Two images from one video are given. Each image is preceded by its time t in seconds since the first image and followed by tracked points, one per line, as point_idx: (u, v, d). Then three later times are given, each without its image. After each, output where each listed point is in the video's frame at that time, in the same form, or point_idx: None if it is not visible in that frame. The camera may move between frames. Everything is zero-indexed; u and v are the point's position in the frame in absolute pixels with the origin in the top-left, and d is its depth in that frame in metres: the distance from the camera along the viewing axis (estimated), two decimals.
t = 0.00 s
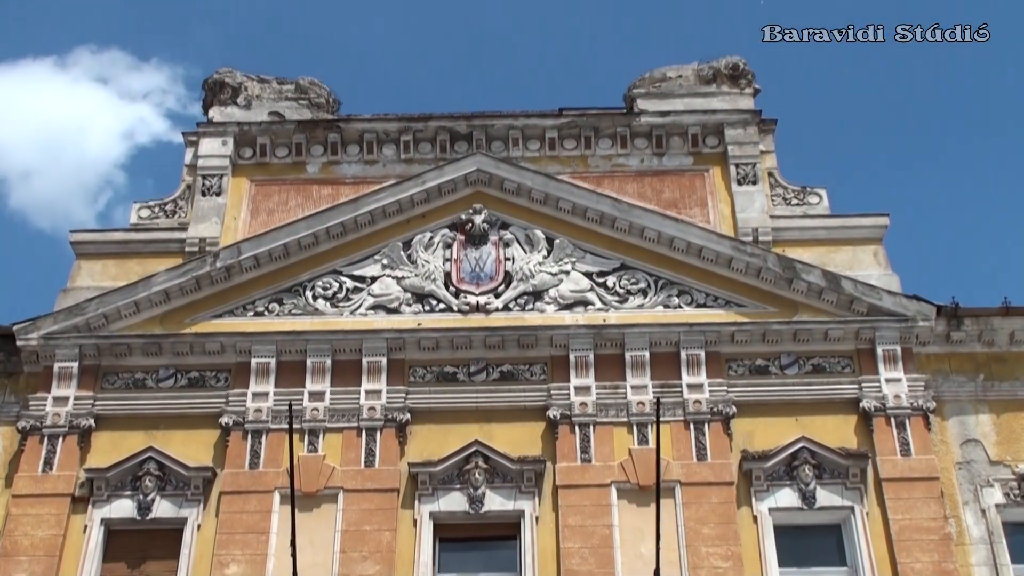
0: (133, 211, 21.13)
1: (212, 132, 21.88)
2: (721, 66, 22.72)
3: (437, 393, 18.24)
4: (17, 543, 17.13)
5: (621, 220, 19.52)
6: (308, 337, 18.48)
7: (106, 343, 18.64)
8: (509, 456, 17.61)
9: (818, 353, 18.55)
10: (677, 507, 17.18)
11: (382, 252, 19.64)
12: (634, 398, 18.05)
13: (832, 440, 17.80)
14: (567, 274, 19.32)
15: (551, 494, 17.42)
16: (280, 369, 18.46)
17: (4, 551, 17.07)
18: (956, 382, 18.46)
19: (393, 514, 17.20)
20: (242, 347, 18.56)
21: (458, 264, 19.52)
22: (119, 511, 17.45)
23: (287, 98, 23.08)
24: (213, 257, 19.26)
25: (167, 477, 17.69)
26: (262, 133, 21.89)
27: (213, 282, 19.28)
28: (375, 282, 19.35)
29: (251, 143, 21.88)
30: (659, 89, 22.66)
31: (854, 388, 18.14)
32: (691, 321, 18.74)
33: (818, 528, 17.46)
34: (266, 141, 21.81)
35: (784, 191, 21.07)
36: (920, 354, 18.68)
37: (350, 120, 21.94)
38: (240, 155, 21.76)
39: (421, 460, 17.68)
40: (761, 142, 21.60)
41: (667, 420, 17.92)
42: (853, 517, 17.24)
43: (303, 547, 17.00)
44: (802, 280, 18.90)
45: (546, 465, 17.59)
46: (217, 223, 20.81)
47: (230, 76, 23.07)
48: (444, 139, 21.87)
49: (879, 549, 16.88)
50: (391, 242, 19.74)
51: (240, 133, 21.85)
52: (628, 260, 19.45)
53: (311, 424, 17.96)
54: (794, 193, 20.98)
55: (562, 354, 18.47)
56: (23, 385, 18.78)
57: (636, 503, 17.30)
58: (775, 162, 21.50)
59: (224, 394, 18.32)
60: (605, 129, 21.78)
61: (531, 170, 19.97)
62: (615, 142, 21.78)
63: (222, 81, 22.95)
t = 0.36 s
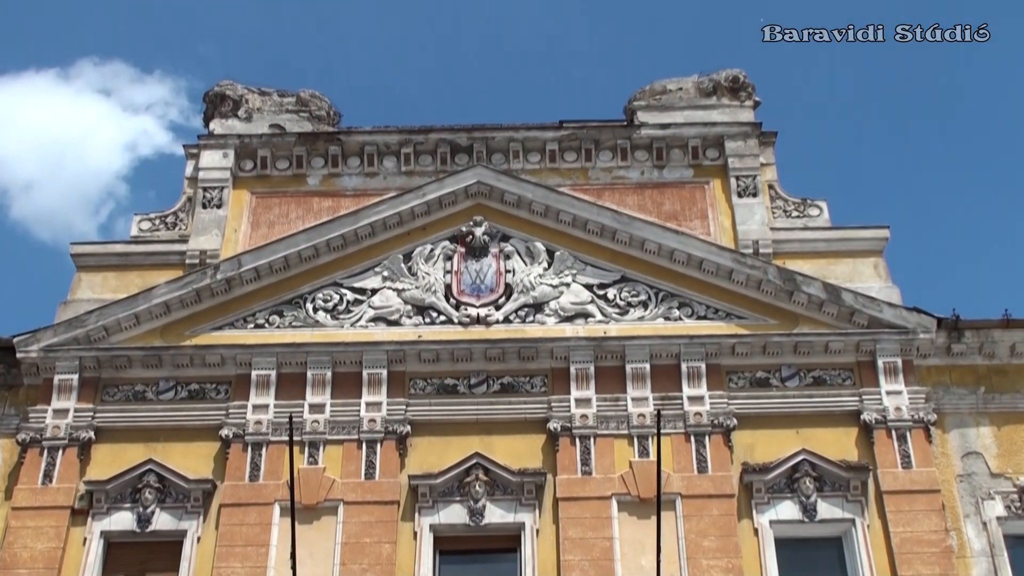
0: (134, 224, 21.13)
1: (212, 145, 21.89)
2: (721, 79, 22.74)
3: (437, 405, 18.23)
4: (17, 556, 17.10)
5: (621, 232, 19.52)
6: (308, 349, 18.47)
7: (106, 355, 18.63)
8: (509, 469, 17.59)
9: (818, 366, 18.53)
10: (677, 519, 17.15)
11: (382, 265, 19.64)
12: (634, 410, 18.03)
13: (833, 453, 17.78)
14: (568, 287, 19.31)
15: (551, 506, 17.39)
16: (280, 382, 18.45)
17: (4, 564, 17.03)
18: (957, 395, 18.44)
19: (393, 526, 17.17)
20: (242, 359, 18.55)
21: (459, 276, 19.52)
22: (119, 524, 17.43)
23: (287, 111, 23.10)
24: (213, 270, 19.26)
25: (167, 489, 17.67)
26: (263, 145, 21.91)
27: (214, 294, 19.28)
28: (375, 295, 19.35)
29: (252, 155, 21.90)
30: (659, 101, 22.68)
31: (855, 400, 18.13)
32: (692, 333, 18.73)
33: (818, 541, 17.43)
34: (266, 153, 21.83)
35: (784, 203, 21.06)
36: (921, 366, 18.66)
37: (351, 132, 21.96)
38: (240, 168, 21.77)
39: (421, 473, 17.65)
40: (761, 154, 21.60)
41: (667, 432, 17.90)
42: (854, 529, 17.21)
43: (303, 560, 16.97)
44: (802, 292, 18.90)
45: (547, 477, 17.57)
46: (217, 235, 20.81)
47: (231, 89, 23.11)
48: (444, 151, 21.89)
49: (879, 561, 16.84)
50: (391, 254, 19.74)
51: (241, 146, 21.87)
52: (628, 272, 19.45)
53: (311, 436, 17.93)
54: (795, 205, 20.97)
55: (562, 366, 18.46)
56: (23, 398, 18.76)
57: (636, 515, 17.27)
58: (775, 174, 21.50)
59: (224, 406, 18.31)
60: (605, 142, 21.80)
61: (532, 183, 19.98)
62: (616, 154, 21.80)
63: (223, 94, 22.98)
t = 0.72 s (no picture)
0: (136, 227, 21.13)
1: (214, 148, 21.88)
2: (722, 83, 22.74)
3: (439, 409, 18.21)
4: (18, 560, 17.08)
5: (623, 236, 19.52)
6: (310, 352, 18.47)
7: (108, 359, 18.62)
8: (511, 472, 17.57)
9: (821, 369, 18.52)
10: (679, 523, 17.13)
11: (384, 269, 19.64)
12: (636, 414, 18.02)
13: (835, 457, 17.76)
14: (570, 290, 19.31)
15: (553, 510, 17.38)
16: (282, 385, 18.44)
17: (5, 568, 17.02)
18: (960, 399, 18.42)
19: (395, 530, 17.15)
20: (244, 363, 18.54)
21: (461, 279, 19.51)
22: (121, 528, 17.42)
23: (289, 115, 23.10)
24: (215, 274, 19.26)
25: (169, 493, 17.66)
26: (265, 149, 21.90)
27: (216, 298, 19.27)
28: (377, 298, 19.34)
29: (254, 159, 21.90)
30: (661, 105, 22.70)
31: (857, 404, 18.11)
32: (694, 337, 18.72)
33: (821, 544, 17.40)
34: (268, 157, 21.82)
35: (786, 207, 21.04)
36: (923, 369, 18.64)
37: (353, 136, 21.96)
38: (242, 171, 21.77)
39: (423, 477, 17.64)
40: (763, 158, 21.60)
41: (670, 436, 17.89)
42: (856, 533, 17.19)
43: (305, 564, 16.96)
44: (804, 295, 18.88)
45: (549, 481, 17.56)
46: (219, 239, 20.82)
47: (233, 93, 23.11)
48: (446, 155, 21.89)
49: (882, 565, 16.82)
50: (393, 258, 19.73)
51: (243, 150, 21.86)
52: (630, 276, 19.44)
53: (313, 440, 17.92)
54: (796, 209, 20.96)
55: (564, 370, 18.44)
56: (25, 401, 18.76)
57: (638, 519, 17.25)
58: (777, 178, 21.49)
59: (226, 409, 18.30)
60: (607, 146, 21.80)
61: (534, 186, 19.98)
62: (617, 158, 21.80)
63: (225, 98, 22.99)
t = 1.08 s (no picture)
0: (138, 229, 21.13)
1: (217, 150, 21.88)
2: (725, 83, 22.74)
3: (442, 411, 18.20)
4: (21, 561, 17.08)
5: (626, 237, 19.51)
6: (313, 354, 18.46)
7: (111, 360, 18.62)
8: (514, 474, 17.57)
9: (824, 370, 18.50)
10: (683, 524, 17.12)
11: (387, 270, 19.63)
12: (639, 415, 18.00)
13: (839, 458, 17.75)
14: (573, 291, 19.29)
15: (556, 512, 17.37)
16: (285, 387, 18.43)
17: (8, 569, 17.03)
18: (963, 399, 18.40)
19: (398, 532, 17.14)
20: (247, 364, 18.53)
21: (463, 281, 19.50)
22: (123, 529, 17.42)
23: (292, 116, 23.10)
24: (218, 275, 19.26)
25: (172, 494, 17.66)
26: (267, 151, 21.92)
27: (219, 299, 19.28)
28: (380, 300, 19.34)
29: (256, 160, 21.90)
30: (663, 106, 22.68)
31: (861, 405, 18.10)
32: (697, 338, 18.71)
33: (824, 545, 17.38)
34: (271, 159, 21.84)
35: (789, 207, 21.03)
36: (927, 370, 18.63)
37: (355, 137, 21.96)
38: (245, 173, 21.78)
39: (426, 478, 17.63)
40: (766, 158, 21.59)
41: (673, 437, 17.87)
42: (860, 534, 17.17)
43: (308, 565, 16.94)
44: (807, 296, 18.87)
45: (552, 482, 17.55)
46: (222, 241, 20.82)
47: (235, 95, 23.13)
48: (448, 156, 21.89)
49: (885, 566, 16.80)
50: (395, 259, 19.73)
51: (246, 151, 21.87)
52: (633, 277, 19.43)
53: (316, 441, 17.92)
54: (799, 210, 20.94)
55: (567, 371, 18.43)
56: (28, 403, 18.76)
57: (642, 520, 17.24)
58: (780, 179, 21.48)
59: (229, 411, 18.30)
60: (610, 147, 21.80)
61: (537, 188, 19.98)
62: (620, 159, 21.80)
63: (227, 99, 23.02)
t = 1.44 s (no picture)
0: (142, 231, 21.14)
1: (221, 152, 21.90)
2: (728, 86, 22.74)
3: (446, 413, 18.20)
4: (25, 563, 17.09)
5: (630, 239, 19.50)
6: (316, 356, 18.45)
7: (114, 362, 18.63)
8: (517, 476, 17.56)
9: (828, 373, 18.48)
10: (686, 527, 17.10)
11: (391, 272, 19.62)
12: (643, 417, 17.99)
13: (843, 460, 17.72)
14: (576, 294, 19.28)
15: (560, 514, 17.35)
16: (288, 389, 18.43)
17: (12, 571, 17.03)
18: (967, 402, 18.38)
19: (401, 534, 17.13)
20: (250, 366, 18.53)
21: (467, 283, 19.49)
22: (127, 531, 17.42)
23: (296, 118, 23.11)
24: (222, 277, 19.25)
25: (175, 496, 17.67)
26: (271, 153, 21.94)
27: (222, 301, 19.28)
28: (383, 302, 19.33)
29: (260, 163, 21.92)
30: (667, 108, 22.65)
31: (865, 407, 18.07)
32: (700, 340, 18.69)
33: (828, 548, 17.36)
34: (275, 161, 21.85)
35: (793, 210, 21.01)
36: (931, 373, 18.60)
37: (359, 139, 21.96)
38: (249, 175, 21.79)
39: (429, 480, 17.62)
40: (770, 161, 21.57)
41: (676, 439, 17.86)
42: (863, 537, 17.15)
43: (311, 567, 16.94)
44: (811, 299, 18.85)
45: (555, 485, 17.53)
46: (226, 243, 20.83)
47: (240, 97, 23.16)
48: (452, 158, 21.89)
49: (889, 568, 16.78)
50: (399, 262, 19.72)
51: (250, 153, 21.89)
52: (637, 280, 19.43)
53: (319, 443, 17.92)
54: (803, 213, 20.93)
55: (570, 373, 18.42)
56: (32, 405, 18.77)
57: (645, 523, 17.22)
58: (784, 182, 21.46)
59: (233, 413, 18.30)
60: (614, 149, 21.79)
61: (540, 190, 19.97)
62: (624, 161, 21.79)
63: (231, 101, 23.05)
